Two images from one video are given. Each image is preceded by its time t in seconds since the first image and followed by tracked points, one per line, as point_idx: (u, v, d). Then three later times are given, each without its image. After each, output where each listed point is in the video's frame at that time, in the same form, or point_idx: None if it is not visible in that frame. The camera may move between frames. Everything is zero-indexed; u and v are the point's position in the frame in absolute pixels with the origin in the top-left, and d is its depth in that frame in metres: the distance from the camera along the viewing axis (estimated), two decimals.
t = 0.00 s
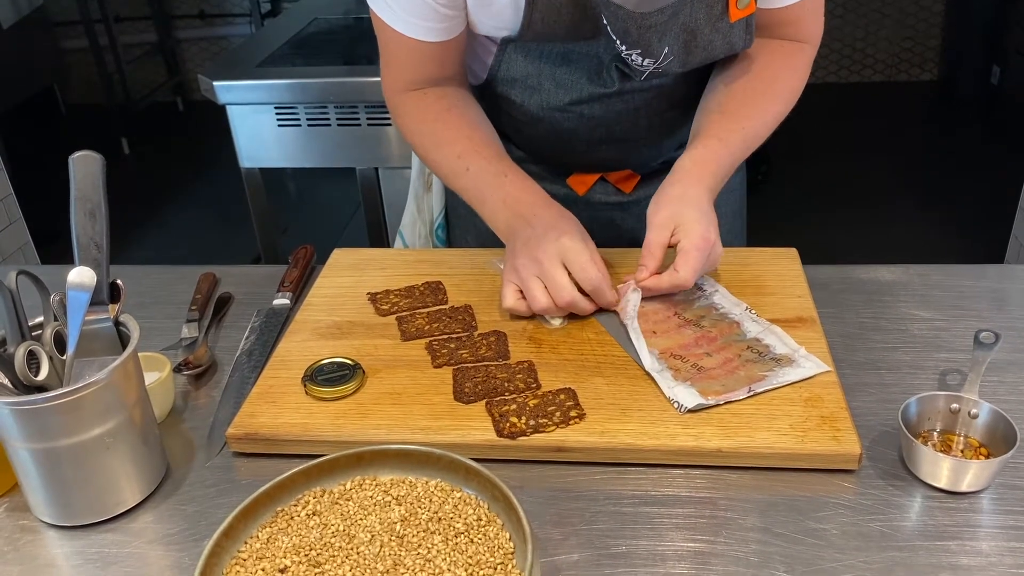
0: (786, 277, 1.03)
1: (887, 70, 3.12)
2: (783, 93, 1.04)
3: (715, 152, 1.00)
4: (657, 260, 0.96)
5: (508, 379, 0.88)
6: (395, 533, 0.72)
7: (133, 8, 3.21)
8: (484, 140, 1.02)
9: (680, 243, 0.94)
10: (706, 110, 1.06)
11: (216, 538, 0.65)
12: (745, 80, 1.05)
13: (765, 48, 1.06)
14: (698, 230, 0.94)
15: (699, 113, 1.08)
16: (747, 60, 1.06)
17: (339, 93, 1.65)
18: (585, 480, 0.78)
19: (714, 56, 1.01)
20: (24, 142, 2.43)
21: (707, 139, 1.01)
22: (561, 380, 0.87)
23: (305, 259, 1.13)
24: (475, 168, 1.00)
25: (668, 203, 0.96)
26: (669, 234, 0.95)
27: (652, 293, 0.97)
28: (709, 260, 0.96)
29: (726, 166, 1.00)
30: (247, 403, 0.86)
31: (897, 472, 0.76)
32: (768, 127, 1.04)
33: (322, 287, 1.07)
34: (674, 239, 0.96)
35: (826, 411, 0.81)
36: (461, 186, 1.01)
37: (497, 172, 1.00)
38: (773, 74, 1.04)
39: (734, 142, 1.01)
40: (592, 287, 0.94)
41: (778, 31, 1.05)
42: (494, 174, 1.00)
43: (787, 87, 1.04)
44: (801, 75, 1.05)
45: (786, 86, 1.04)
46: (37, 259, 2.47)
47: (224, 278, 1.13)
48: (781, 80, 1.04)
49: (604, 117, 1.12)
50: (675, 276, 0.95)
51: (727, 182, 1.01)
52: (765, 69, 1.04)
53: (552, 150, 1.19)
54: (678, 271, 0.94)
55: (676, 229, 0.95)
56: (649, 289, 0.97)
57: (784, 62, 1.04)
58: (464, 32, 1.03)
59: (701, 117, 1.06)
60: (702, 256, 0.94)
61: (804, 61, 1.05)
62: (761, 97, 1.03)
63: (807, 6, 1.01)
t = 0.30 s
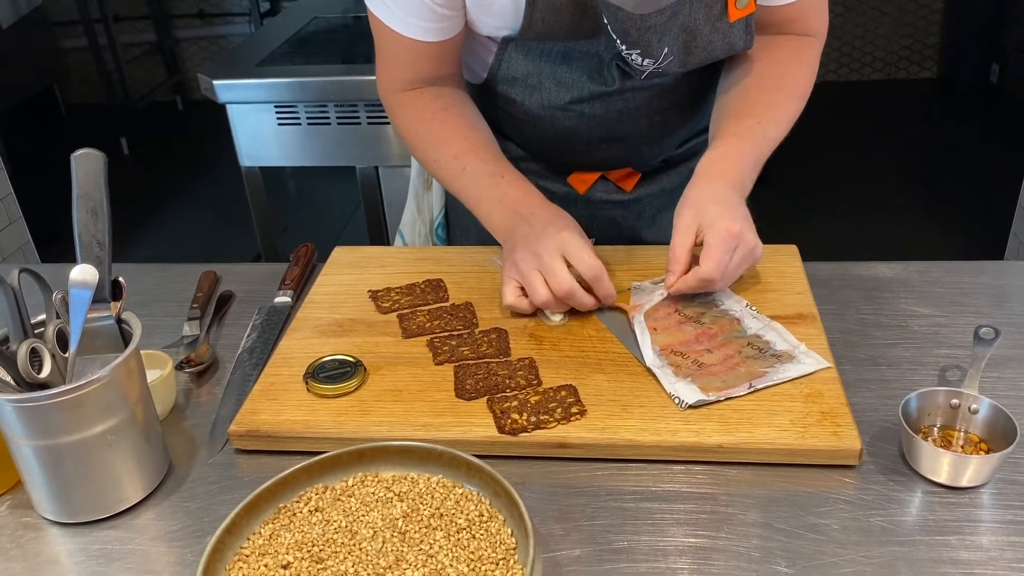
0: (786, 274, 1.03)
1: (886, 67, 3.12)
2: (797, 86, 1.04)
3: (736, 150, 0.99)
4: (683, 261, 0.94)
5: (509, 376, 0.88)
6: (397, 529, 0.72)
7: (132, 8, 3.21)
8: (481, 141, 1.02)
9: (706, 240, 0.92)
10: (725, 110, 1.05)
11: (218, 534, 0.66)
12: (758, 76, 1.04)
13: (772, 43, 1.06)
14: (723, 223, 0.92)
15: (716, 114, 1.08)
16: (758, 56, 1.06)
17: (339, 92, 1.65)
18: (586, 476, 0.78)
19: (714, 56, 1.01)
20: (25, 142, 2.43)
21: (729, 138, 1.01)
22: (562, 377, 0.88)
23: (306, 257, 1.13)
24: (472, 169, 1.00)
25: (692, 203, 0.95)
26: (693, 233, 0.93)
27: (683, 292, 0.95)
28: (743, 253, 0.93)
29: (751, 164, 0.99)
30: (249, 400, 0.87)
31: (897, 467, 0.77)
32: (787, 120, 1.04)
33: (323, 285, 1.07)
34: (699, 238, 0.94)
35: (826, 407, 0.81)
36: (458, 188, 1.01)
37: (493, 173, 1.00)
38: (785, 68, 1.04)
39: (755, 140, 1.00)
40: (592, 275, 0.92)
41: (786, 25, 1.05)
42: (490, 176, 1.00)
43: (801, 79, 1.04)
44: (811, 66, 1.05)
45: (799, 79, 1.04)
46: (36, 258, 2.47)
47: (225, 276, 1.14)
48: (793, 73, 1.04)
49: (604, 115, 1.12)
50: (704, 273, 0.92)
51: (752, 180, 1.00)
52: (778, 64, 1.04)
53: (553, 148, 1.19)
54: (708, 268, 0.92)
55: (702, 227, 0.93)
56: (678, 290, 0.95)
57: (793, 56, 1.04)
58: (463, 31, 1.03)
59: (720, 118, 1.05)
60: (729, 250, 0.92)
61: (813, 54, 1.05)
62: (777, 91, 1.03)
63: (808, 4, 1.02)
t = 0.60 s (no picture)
0: (785, 272, 1.04)
1: (884, 65, 3.10)
2: (795, 89, 1.04)
3: (733, 151, 0.99)
4: (672, 261, 0.94)
5: (508, 373, 0.88)
6: (397, 525, 0.72)
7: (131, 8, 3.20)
8: (480, 144, 1.02)
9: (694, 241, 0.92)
10: (722, 112, 1.06)
11: (219, 532, 0.66)
12: (756, 79, 1.05)
13: (771, 45, 1.06)
14: (711, 225, 0.92)
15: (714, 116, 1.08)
16: (756, 59, 1.06)
17: (338, 90, 1.65)
18: (585, 473, 0.78)
19: (713, 56, 1.01)
20: (24, 143, 2.43)
21: (725, 139, 1.01)
22: (561, 374, 0.88)
23: (305, 255, 1.13)
24: (473, 170, 1.00)
25: (684, 204, 0.95)
26: (684, 235, 0.94)
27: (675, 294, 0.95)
28: (732, 258, 0.92)
29: (746, 166, 0.99)
30: (249, 398, 0.87)
31: (895, 463, 0.77)
32: (785, 123, 1.04)
33: (322, 284, 1.07)
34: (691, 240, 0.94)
35: (824, 404, 0.81)
36: (456, 187, 1.01)
37: (494, 175, 1.00)
38: (785, 71, 1.04)
39: (753, 142, 1.01)
40: (611, 268, 0.93)
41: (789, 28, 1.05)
42: (490, 178, 1.00)
43: (801, 82, 1.04)
44: (811, 70, 1.06)
45: (798, 82, 1.04)
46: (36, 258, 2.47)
47: (224, 275, 1.14)
48: (792, 75, 1.04)
49: (604, 115, 1.12)
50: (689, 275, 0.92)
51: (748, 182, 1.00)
52: (776, 67, 1.05)
53: (553, 147, 1.19)
54: (695, 269, 0.91)
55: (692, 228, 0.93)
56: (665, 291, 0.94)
57: (793, 58, 1.05)
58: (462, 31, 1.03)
59: (717, 121, 1.06)
60: (716, 253, 0.91)
61: (813, 57, 1.05)
62: (774, 95, 1.04)
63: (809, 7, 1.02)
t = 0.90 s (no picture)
0: (781, 269, 1.04)
1: (882, 65, 3.02)
2: (802, 84, 1.04)
3: (745, 146, 0.99)
4: (685, 257, 0.93)
5: (504, 372, 0.88)
6: (393, 524, 0.72)
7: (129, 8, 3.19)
8: (478, 145, 1.02)
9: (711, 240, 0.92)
10: (730, 107, 1.06)
11: (215, 530, 0.66)
12: (764, 73, 1.05)
13: (775, 40, 1.06)
14: (730, 228, 0.92)
15: (721, 110, 1.08)
16: (763, 55, 1.06)
17: (335, 90, 1.65)
18: (581, 471, 0.78)
19: (713, 53, 1.01)
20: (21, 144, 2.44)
21: (737, 134, 1.01)
22: (557, 373, 0.88)
23: (302, 255, 1.13)
24: (471, 171, 1.00)
25: (698, 199, 0.95)
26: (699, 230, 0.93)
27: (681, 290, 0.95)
28: (744, 260, 0.93)
29: (757, 160, 1.00)
30: (245, 397, 0.87)
31: (890, 460, 0.77)
32: (793, 119, 1.04)
33: (318, 283, 1.07)
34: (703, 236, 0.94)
35: (819, 402, 0.81)
36: (453, 188, 1.01)
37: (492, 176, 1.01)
38: (791, 65, 1.04)
39: (762, 136, 1.01)
40: (606, 267, 0.94)
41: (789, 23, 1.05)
42: (487, 179, 1.00)
43: (805, 78, 1.04)
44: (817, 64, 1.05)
45: (804, 76, 1.04)
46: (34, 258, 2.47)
47: (221, 274, 1.14)
48: (798, 70, 1.04)
49: (603, 113, 1.12)
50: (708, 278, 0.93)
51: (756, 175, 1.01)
52: (782, 64, 1.04)
53: (552, 146, 1.19)
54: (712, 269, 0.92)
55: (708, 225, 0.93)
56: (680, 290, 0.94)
57: (796, 53, 1.04)
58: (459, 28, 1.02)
59: (726, 115, 1.06)
60: (733, 255, 0.92)
61: (818, 51, 1.05)
62: (784, 90, 1.03)
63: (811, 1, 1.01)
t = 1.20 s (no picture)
0: (780, 268, 1.04)
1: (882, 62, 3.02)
2: (789, 91, 1.03)
3: (722, 154, 0.98)
4: (648, 267, 0.93)
5: (502, 372, 0.88)
6: (390, 524, 0.72)
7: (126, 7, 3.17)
8: (474, 143, 1.01)
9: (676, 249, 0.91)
10: (714, 112, 1.04)
11: (212, 531, 0.66)
12: (749, 80, 1.04)
13: (764, 45, 1.05)
14: (694, 235, 0.90)
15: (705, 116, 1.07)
16: (750, 60, 1.05)
17: (333, 89, 1.65)
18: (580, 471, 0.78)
19: (716, 46, 1.01)
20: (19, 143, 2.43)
21: (716, 140, 1.00)
22: (555, 373, 0.88)
23: (299, 255, 1.13)
24: (465, 172, 0.99)
25: (669, 207, 0.94)
26: (664, 240, 0.93)
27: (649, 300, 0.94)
28: (710, 273, 0.92)
29: (736, 169, 0.98)
30: (242, 398, 0.87)
31: (888, 459, 0.77)
32: (775, 128, 1.03)
33: (316, 283, 1.07)
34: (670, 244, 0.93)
35: (818, 401, 0.81)
36: (450, 190, 1.00)
37: (486, 176, 0.99)
38: (779, 73, 1.03)
39: (743, 143, 0.99)
40: (595, 272, 0.92)
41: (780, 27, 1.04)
42: (481, 180, 0.98)
43: (795, 84, 1.04)
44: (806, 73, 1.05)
45: (793, 84, 1.03)
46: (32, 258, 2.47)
47: (219, 274, 1.14)
48: (786, 77, 1.03)
49: (607, 109, 1.11)
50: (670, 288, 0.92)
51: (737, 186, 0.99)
52: (767, 72, 1.03)
53: (555, 143, 1.19)
54: (673, 278, 0.91)
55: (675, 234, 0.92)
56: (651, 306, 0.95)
57: (787, 57, 1.04)
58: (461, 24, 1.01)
59: (709, 120, 1.04)
60: (696, 265, 0.91)
61: (809, 58, 1.05)
62: (766, 99, 1.02)
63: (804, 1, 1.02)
